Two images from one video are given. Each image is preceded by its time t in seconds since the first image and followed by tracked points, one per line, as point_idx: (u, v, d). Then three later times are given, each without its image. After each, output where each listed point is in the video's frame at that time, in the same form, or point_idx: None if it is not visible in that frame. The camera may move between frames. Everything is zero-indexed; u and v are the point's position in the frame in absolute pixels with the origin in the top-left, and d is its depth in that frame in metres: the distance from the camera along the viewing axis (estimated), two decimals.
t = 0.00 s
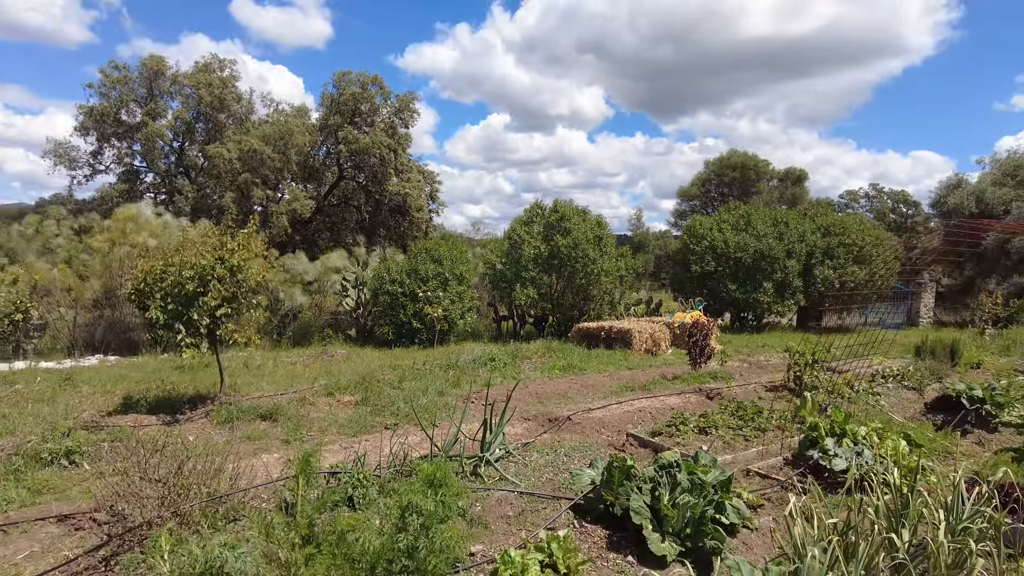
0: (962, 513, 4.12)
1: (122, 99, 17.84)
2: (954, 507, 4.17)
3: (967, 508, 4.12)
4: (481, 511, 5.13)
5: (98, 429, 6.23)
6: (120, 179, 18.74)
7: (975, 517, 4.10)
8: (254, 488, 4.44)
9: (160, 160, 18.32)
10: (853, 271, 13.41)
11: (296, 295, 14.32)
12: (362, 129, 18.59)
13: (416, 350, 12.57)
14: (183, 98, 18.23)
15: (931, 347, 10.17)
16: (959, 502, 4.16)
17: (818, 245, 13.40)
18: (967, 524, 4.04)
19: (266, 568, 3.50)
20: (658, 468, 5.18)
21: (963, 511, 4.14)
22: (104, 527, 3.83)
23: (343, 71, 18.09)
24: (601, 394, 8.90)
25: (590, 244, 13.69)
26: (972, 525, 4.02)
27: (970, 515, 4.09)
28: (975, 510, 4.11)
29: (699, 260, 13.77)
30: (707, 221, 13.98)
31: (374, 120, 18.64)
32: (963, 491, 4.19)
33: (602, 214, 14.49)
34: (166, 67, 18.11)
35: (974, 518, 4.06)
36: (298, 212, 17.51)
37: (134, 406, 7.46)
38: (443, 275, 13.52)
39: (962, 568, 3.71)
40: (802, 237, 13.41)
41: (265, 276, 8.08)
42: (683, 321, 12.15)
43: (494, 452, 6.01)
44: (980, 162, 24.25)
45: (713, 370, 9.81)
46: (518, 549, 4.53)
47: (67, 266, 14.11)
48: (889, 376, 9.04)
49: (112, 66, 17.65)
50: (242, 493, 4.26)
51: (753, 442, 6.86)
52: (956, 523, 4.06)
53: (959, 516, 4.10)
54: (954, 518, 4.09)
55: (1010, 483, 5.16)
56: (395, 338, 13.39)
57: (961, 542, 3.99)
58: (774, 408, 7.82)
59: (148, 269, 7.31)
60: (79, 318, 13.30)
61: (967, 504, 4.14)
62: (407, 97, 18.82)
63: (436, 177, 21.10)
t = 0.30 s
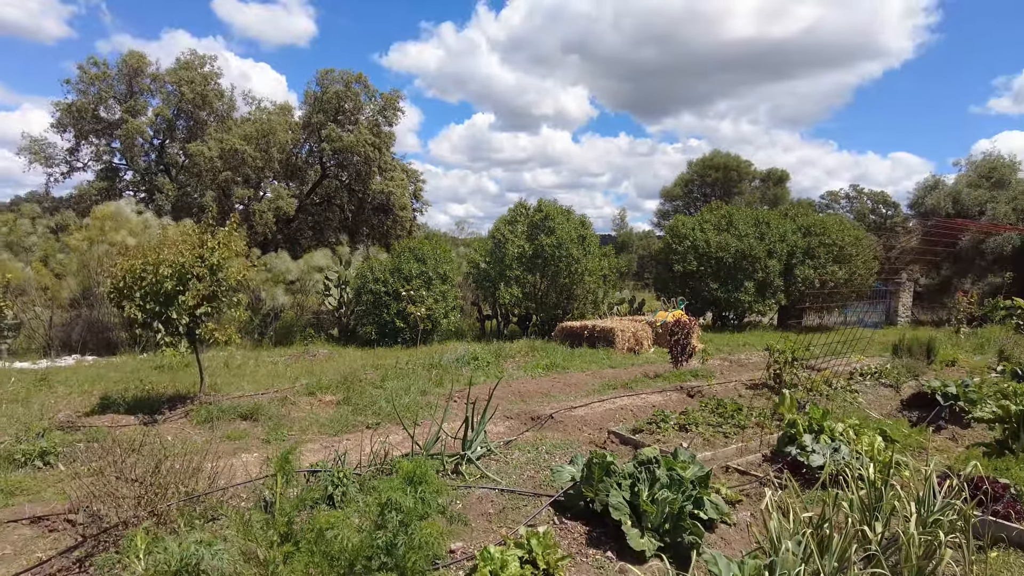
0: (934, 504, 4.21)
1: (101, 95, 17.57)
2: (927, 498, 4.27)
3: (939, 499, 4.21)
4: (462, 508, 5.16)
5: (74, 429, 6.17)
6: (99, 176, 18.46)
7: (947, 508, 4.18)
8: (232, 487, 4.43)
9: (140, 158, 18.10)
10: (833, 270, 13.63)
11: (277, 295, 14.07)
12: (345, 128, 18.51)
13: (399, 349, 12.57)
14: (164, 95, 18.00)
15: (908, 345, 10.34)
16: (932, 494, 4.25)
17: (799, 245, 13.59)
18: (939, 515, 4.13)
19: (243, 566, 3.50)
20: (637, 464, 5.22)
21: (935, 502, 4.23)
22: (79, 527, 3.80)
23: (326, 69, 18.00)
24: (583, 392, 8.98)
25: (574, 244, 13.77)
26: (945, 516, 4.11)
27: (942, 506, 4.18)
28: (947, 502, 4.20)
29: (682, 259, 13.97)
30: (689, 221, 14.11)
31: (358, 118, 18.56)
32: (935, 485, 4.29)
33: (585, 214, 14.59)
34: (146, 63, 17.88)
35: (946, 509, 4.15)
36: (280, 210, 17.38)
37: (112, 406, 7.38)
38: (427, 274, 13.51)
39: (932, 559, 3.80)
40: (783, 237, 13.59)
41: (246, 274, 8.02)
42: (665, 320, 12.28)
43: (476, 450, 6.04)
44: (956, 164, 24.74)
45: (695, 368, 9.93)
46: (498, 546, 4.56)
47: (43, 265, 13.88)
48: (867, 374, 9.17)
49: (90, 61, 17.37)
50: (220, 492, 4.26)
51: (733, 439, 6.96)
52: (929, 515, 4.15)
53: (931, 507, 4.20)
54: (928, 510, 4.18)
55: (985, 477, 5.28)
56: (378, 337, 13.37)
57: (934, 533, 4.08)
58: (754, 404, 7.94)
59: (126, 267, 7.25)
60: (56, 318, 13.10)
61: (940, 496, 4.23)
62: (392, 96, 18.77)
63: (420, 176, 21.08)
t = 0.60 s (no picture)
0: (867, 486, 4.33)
1: (34, 82, 16.67)
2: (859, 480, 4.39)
3: (872, 482, 4.33)
4: (413, 503, 5.21)
5: (4, 432, 5.91)
6: (33, 167, 17.56)
7: (878, 490, 4.32)
8: (175, 487, 4.36)
9: (78, 149, 17.30)
10: (778, 267, 14.19)
11: (225, 291, 13.71)
12: (297, 121, 18.13)
13: (350, 346, 12.47)
14: (104, 84, 17.22)
15: (847, 339, 10.88)
16: (864, 476, 4.37)
17: (746, 242, 14.10)
18: (871, 497, 4.25)
19: (185, 567, 3.42)
20: (586, 455, 5.33)
21: (868, 484, 4.35)
22: (3, 533, 3.61)
23: (277, 61, 17.59)
24: (535, 387, 9.15)
25: (529, 240, 13.91)
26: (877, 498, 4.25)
27: (874, 488, 4.31)
28: (879, 484, 4.33)
29: (634, 256, 14.34)
30: (641, 219, 14.53)
31: (310, 111, 18.20)
32: (868, 467, 4.41)
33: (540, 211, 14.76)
34: (84, 50, 17.06)
35: (877, 491, 4.28)
36: (230, 205, 16.92)
37: (46, 407, 7.09)
38: (379, 270, 13.42)
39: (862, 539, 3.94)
40: (731, 234, 14.07)
41: (192, 269, 7.81)
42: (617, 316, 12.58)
43: (427, 445, 6.08)
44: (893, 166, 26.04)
45: (645, 362, 10.22)
46: (448, 539, 4.61)
47: None
48: (810, 366, 9.58)
49: (22, 46, 16.46)
50: (162, 492, 4.20)
51: (680, 431, 7.19)
52: (861, 496, 4.26)
53: (863, 489, 4.31)
54: (860, 491, 4.29)
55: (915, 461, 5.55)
56: (329, 334, 13.24)
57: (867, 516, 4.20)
58: (703, 397, 8.22)
59: (61, 262, 6.95)
60: None
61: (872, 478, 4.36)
62: (345, 89, 18.48)
63: (373, 171, 20.84)
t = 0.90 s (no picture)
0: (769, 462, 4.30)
1: None
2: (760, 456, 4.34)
3: (772, 458, 4.30)
4: (328, 494, 5.20)
5: None
6: None
7: (776, 465, 4.32)
8: (71, 486, 4.15)
9: None
10: (692, 257, 14.90)
11: (130, 280, 13.19)
12: (209, 102, 17.16)
13: (266, 337, 12.05)
14: None
15: (754, 324, 9.76)
16: (766, 452, 4.33)
17: (662, 234, 14.74)
18: (772, 473, 4.21)
19: (80, 568, 3.26)
20: (504, 438, 5.28)
21: (768, 459, 4.32)
22: None
23: (187, 39, 16.55)
24: (458, 375, 9.28)
25: (453, 229, 13.93)
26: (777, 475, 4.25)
27: (774, 465, 4.27)
28: (778, 461, 4.33)
29: (556, 246, 14.77)
30: (564, 210, 14.98)
31: (224, 93, 17.27)
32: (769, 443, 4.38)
33: (464, 200, 14.81)
34: None
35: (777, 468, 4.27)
36: (135, 189, 15.80)
37: None
38: (297, 259, 13.03)
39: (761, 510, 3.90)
40: (648, 226, 14.71)
41: (92, 257, 7.32)
42: (540, 304, 12.88)
43: (345, 435, 6.05)
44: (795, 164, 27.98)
45: (565, 350, 10.56)
46: (366, 528, 4.55)
47: None
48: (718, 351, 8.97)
49: None
50: (55, 491, 4.00)
51: (597, 414, 7.28)
52: (762, 471, 4.23)
53: (765, 464, 4.28)
54: (761, 465, 4.23)
55: (812, 436, 5.63)
56: (244, 325, 12.75)
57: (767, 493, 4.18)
58: (620, 380, 8.37)
59: None
60: None
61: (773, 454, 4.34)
62: (262, 70, 17.67)
63: (292, 156, 20.08)
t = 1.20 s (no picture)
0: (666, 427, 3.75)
1: None
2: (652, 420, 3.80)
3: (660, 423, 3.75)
4: (225, 478, 5.00)
5: None
6: None
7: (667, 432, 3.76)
8: None
9: None
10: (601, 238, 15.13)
11: None
12: (91, 66, 15.53)
13: (160, 319, 11.24)
14: None
15: (656, 302, 9.92)
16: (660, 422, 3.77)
17: (571, 215, 15.11)
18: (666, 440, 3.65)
19: None
20: (410, 416, 4.87)
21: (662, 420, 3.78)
22: None
23: None
24: (366, 356, 9.16)
25: (361, 206, 13.61)
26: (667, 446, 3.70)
27: (663, 433, 3.68)
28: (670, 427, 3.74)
29: (468, 226, 14.96)
30: (476, 190, 15.17)
31: (109, 57, 15.69)
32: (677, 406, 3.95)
33: (373, 177, 14.46)
34: None
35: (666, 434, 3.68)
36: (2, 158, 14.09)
37: None
38: (193, 237, 12.20)
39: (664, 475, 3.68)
40: (558, 207, 15.05)
41: None
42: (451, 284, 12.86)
43: (243, 419, 5.82)
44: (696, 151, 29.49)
45: (477, 329, 10.65)
46: (264, 511, 4.23)
47: None
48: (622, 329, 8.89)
49: None
50: None
51: (506, 389, 7.22)
52: (653, 438, 3.66)
53: (656, 432, 3.71)
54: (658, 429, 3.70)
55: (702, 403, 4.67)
56: (135, 307, 11.84)
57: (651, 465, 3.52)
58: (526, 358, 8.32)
59: None
60: None
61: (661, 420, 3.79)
62: (153, 35, 16.27)
63: (189, 128, 18.65)
